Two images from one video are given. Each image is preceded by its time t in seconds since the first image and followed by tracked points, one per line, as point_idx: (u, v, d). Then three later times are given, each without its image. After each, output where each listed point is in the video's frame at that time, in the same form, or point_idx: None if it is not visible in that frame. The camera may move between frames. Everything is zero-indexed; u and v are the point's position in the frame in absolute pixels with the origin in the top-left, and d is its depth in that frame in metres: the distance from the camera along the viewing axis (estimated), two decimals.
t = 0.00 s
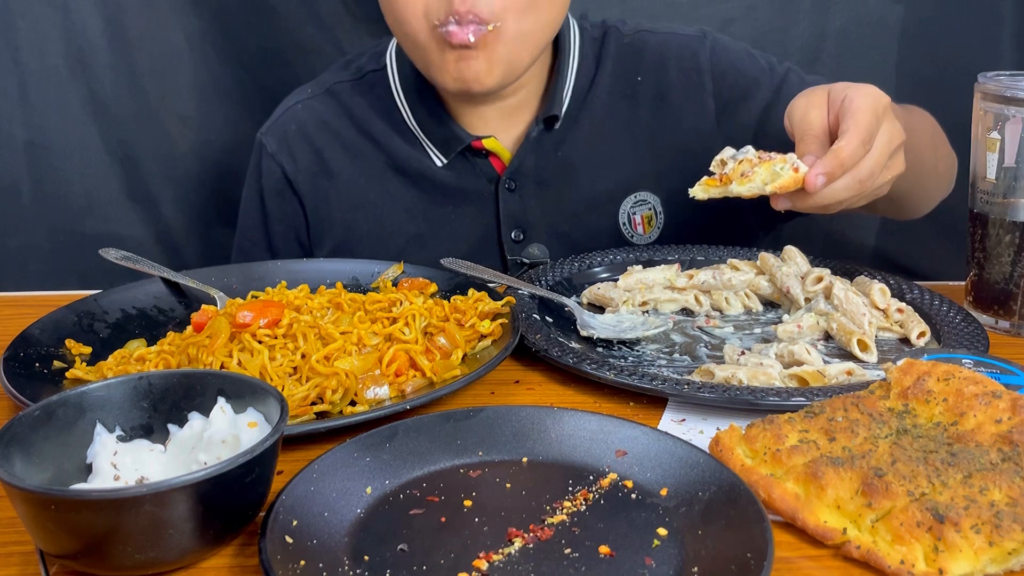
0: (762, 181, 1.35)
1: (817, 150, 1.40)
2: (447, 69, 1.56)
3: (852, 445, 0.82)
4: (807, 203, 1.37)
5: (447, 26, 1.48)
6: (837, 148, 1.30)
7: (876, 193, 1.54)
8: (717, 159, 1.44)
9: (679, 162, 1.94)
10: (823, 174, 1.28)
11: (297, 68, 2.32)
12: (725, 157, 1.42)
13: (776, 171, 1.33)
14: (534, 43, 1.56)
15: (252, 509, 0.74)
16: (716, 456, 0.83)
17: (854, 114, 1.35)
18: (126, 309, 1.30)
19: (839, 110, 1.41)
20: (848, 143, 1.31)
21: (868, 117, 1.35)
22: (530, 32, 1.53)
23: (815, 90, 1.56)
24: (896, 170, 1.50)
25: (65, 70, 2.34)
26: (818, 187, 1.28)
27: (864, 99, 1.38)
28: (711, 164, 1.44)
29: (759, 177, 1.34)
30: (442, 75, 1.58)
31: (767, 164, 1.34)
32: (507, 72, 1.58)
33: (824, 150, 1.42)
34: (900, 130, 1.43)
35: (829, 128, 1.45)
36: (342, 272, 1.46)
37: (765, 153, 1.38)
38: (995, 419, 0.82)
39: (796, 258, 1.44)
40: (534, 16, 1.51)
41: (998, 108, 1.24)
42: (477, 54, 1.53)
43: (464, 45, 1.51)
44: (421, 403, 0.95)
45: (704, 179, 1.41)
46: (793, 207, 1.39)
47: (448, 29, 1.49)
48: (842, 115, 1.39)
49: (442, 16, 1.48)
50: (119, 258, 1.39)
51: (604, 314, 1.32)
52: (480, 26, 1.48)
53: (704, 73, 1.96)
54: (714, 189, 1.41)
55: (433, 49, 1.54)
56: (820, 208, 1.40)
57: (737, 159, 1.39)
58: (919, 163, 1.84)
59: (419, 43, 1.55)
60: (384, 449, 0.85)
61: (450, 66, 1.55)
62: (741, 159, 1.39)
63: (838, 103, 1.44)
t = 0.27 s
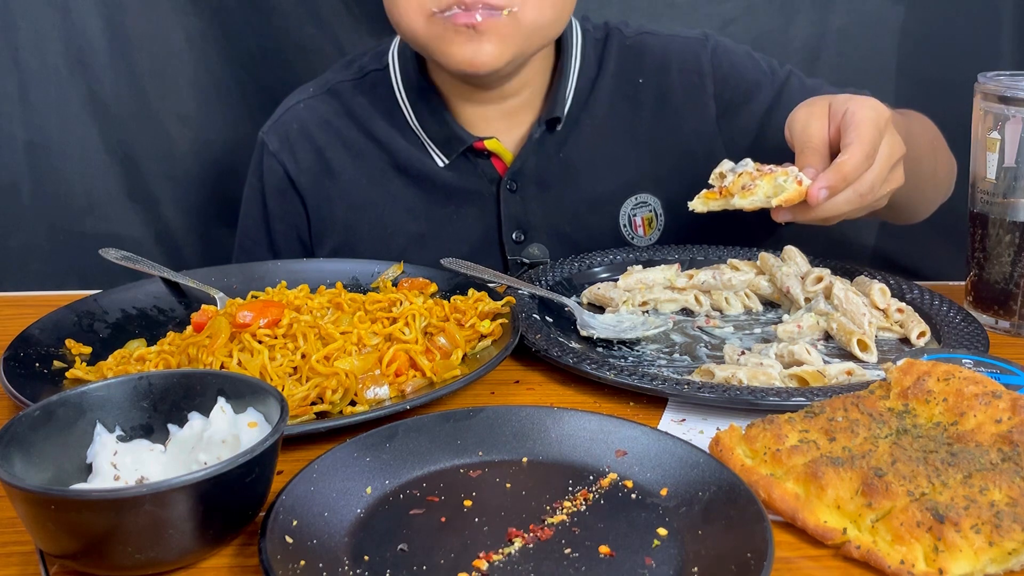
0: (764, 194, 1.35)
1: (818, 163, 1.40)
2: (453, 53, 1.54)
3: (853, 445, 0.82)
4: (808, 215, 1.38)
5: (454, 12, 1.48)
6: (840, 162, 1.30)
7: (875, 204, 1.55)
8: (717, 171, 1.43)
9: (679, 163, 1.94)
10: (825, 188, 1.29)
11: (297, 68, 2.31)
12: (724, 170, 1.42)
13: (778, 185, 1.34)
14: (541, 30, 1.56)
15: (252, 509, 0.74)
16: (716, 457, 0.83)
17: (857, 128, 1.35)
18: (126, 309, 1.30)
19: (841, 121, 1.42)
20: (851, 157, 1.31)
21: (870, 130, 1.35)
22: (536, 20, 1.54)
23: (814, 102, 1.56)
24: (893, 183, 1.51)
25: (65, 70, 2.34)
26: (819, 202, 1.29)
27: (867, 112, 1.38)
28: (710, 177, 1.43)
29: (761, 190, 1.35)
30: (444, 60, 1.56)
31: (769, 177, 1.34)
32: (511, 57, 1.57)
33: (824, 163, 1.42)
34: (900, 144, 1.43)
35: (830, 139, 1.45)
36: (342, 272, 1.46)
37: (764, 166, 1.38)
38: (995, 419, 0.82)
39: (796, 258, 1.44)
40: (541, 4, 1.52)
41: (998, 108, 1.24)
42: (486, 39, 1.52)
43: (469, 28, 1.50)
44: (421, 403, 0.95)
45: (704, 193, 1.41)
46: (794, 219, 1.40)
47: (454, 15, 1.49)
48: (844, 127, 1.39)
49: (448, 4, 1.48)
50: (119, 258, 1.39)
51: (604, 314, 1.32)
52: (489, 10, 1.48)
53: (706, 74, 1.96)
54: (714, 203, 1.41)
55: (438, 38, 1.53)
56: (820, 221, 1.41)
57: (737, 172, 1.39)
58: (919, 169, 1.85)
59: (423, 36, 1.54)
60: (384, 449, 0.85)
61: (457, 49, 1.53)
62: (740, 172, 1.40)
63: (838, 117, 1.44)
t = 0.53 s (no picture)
0: (765, 199, 1.35)
1: (820, 165, 1.41)
2: (460, 67, 1.55)
3: (852, 445, 0.82)
4: (810, 220, 1.39)
5: (460, 24, 1.48)
6: (842, 168, 1.31)
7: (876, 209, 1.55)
8: (718, 176, 1.43)
9: (679, 163, 1.94)
10: (828, 194, 1.29)
11: (297, 69, 2.31)
12: (725, 173, 1.41)
13: (781, 189, 1.33)
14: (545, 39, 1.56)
15: (252, 509, 0.74)
16: (715, 457, 0.83)
17: (859, 133, 1.35)
18: (126, 309, 1.30)
19: (844, 125, 1.42)
20: (854, 163, 1.31)
21: (873, 135, 1.35)
22: (539, 30, 1.53)
23: (817, 104, 1.56)
24: (895, 187, 1.51)
25: (65, 70, 2.34)
26: (823, 206, 1.29)
27: (870, 116, 1.38)
28: (712, 181, 1.43)
29: (764, 195, 1.34)
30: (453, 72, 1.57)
31: (771, 181, 1.34)
32: (516, 69, 1.58)
33: (826, 166, 1.42)
34: (902, 148, 1.44)
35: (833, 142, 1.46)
36: (342, 272, 1.46)
37: (766, 169, 1.38)
38: (996, 419, 0.82)
39: (796, 258, 1.44)
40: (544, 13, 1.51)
41: (998, 108, 1.24)
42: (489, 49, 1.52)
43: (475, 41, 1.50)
44: (421, 403, 0.95)
45: (706, 197, 1.40)
46: (797, 222, 1.41)
47: (460, 26, 1.48)
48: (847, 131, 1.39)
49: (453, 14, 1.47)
50: (119, 258, 1.39)
51: (604, 314, 1.32)
52: (493, 21, 1.48)
53: (706, 75, 1.96)
54: (717, 207, 1.41)
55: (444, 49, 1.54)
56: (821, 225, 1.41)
57: (739, 176, 1.39)
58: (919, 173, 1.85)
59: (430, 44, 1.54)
60: (384, 449, 0.85)
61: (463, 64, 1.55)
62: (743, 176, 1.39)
63: (841, 120, 1.44)
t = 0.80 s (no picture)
0: (764, 198, 1.34)
1: (820, 165, 1.40)
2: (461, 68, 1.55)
3: (852, 445, 0.82)
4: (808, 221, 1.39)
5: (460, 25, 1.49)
6: (841, 171, 1.31)
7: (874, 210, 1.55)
8: (721, 166, 1.45)
9: (679, 163, 1.94)
10: (827, 198, 1.28)
11: (297, 69, 2.31)
12: (729, 165, 1.43)
13: (780, 189, 1.33)
14: (547, 38, 1.57)
15: (252, 509, 0.74)
16: (716, 457, 0.83)
17: (861, 135, 1.35)
18: (126, 309, 1.30)
19: (845, 126, 1.41)
20: (852, 167, 1.31)
21: (873, 138, 1.35)
22: (541, 31, 1.54)
23: (819, 103, 1.56)
24: (894, 190, 1.52)
25: (65, 70, 2.34)
26: (821, 210, 1.29)
27: (871, 118, 1.38)
28: (715, 171, 1.45)
29: (761, 194, 1.34)
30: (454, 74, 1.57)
31: (771, 180, 1.34)
32: (514, 69, 1.58)
33: (826, 166, 1.42)
34: (902, 150, 1.44)
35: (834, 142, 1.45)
36: (341, 272, 1.46)
37: (768, 165, 1.39)
38: (996, 419, 0.82)
39: (796, 258, 1.44)
40: (545, 14, 1.52)
41: (998, 108, 1.24)
42: (491, 50, 1.52)
43: (475, 40, 1.50)
44: (421, 403, 0.96)
45: (706, 187, 1.42)
46: (794, 223, 1.41)
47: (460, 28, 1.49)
48: (848, 132, 1.39)
49: (453, 17, 1.48)
50: (119, 258, 1.39)
51: (604, 314, 1.32)
52: (494, 21, 1.48)
53: (706, 75, 1.96)
54: (716, 198, 1.43)
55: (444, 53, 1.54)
56: (819, 226, 1.42)
57: (741, 169, 1.40)
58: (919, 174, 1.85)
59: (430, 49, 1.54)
60: (384, 449, 0.85)
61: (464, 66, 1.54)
62: (745, 170, 1.40)
63: (843, 120, 1.44)
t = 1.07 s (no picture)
0: (752, 196, 1.34)
1: (814, 166, 1.38)
2: (464, 77, 1.56)
3: (852, 445, 0.82)
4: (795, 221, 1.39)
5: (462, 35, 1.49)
6: (831, 175, 1.30)
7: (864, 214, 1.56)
8: (716, 158, 1.44)
9: (679, 163, 1.94)
10: (814, 202, 1.29)
11: (298, 69, 2.31)
12: (724, 158, 1.42)
13: (768, 188, 1.33)
14: (548, 42, 1.57)
15: (253, 509, 0.74)
16: (715, 457, 0.83)
17: (855, 138, 1.35)
18: (126, 309, 1.30)
19: (843, 128, 1.41)
20: (842, 171, 1.31)
21: (867, 143, 1.35)
22: (542, 36, 1.54)
23: (818, 102, 1.55)
24: (885, 196, 1.52)
25: (65, 70, 2.34)
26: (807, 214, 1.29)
27: (869, 123, 1.38)
28: (711, 162, 1.44)
29: (750, 192, 1.34)
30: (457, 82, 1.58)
31: (760, 179, 1.33)
32: (515, 75, 1.58)
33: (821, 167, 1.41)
34: (896, 157, 1.44)
35: (831, 143, 1.45)
36: (341, 272, 1.46)
37: (762, 160, 1.37)
38: (996, 419, 0.82)
39: (796, 258, 1.44)
40: (545, 19, 1.52)
41: (998, 108, 1.24)
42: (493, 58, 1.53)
43: (477, 49, 1.51)
44: (421, 403, 0.96)
45: (699, 179, 1.42)
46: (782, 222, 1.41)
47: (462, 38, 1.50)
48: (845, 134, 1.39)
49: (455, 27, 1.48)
50: (119, 258, 1.39)
51: (604, 314, 1.32)
52: (495, 30, 1.49)
53: (705, 75, 1.96)
54: (709, 190, 1.42)
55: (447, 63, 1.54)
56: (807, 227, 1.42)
57: (735, 163, 1.39)
58: (920, 172, 1.86)
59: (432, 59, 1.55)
60: (384, 449, 0.85)
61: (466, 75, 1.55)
62: (739, 165, 1.39)
63: (841, 121, 1.44)
